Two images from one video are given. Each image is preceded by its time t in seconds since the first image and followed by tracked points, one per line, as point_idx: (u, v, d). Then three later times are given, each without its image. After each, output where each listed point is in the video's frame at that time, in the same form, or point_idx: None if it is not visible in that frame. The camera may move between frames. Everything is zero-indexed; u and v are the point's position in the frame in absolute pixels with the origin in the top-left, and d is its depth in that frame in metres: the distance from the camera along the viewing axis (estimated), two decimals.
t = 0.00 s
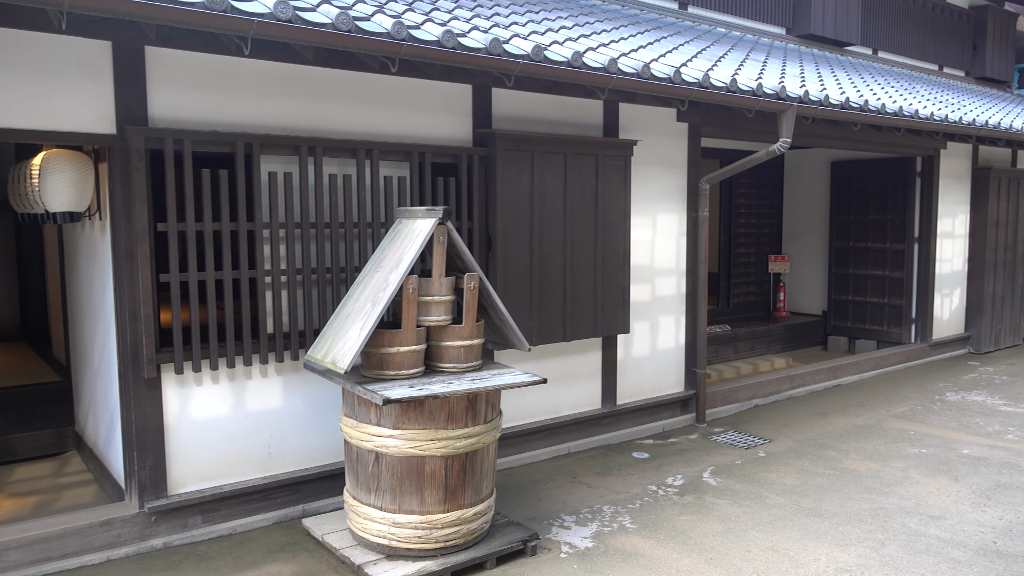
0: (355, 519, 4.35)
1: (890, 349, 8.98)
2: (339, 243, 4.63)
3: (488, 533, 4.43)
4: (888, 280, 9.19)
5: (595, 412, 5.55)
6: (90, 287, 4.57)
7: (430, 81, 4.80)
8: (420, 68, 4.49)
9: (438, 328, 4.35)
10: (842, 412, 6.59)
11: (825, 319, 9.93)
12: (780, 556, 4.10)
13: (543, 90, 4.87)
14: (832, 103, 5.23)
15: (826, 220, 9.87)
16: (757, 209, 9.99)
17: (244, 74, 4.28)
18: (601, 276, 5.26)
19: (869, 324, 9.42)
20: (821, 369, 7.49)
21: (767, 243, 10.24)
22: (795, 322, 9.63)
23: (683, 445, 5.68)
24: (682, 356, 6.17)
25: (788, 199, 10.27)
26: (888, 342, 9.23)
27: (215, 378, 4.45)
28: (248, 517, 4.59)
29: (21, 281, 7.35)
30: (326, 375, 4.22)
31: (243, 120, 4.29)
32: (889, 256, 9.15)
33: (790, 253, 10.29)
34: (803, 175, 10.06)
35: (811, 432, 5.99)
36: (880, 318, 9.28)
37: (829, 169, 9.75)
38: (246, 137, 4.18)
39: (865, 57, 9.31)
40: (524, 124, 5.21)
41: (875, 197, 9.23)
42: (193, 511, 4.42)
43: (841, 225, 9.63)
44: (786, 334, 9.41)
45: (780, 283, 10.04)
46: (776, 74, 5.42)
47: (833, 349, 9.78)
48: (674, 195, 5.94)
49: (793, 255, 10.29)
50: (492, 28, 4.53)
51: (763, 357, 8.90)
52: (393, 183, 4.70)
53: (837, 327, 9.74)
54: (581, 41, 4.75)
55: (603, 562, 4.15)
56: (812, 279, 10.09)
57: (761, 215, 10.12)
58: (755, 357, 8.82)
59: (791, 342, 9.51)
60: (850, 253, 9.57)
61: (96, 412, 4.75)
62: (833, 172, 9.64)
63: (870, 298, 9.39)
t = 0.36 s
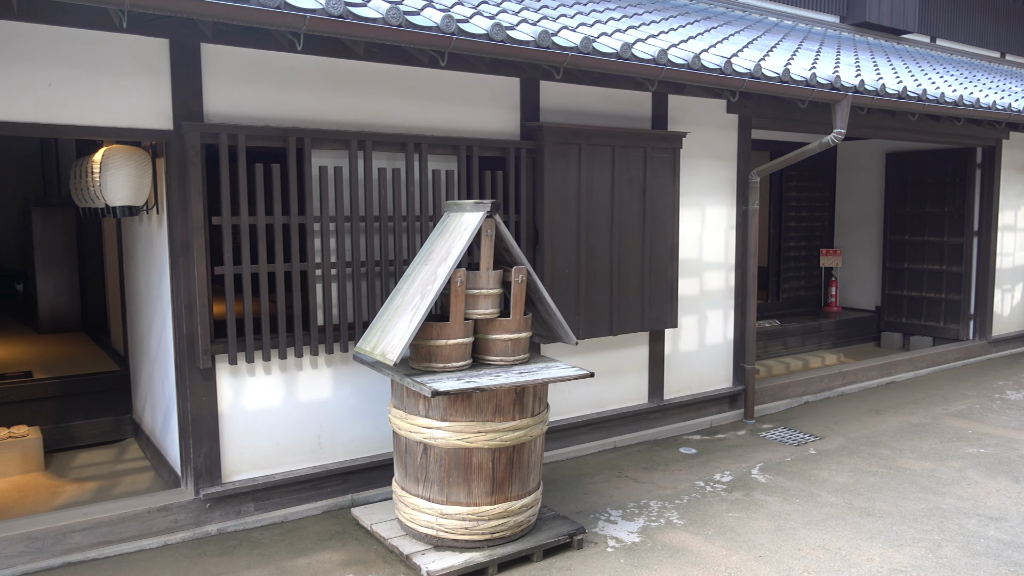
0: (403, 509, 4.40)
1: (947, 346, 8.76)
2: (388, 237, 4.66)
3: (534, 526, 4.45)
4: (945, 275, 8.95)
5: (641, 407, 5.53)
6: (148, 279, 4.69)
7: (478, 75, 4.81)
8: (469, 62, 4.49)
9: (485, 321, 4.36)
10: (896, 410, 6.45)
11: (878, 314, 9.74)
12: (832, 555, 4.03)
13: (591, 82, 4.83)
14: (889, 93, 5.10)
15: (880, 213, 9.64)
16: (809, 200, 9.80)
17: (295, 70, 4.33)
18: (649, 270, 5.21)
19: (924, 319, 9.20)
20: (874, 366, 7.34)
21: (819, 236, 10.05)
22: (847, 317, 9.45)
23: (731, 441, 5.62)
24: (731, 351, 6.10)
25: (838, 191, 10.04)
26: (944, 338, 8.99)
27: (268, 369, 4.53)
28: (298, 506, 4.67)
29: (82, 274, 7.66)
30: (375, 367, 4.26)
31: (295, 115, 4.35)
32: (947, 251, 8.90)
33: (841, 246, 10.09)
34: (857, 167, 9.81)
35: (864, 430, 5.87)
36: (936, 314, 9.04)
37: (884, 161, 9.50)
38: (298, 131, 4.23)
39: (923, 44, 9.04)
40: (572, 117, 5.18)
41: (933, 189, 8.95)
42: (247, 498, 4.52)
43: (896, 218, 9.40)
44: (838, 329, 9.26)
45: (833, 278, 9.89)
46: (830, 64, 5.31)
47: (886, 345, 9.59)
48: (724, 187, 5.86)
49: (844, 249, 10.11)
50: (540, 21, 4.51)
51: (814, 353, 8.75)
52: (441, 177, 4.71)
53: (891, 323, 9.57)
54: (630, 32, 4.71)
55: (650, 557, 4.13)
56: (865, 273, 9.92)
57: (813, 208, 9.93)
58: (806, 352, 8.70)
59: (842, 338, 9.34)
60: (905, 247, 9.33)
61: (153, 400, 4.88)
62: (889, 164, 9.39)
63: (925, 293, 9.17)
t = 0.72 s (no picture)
0: (453, 499, 4.43)
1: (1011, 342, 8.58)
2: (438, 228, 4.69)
3: (583, 518, 4.44)
4: (1009, 269, 8.73)
5: (691, 400, 5.48)
6: (205, 269, 4.80)
7: (529, 66, 4.80)
8: (521, 53, 4.49)
9: (536, 313, 4.36)
10: (956, 407, 6.27)
11: (937, 309, 9.54)
12: (889, 555, 3.94)
13: (643, 72, 4.79)
14: (952, 80, 4.95)
15: (938, 205, 9.38)
16: (865, 191, 9.50)
17: (348, 63, 4.36)
18: (700, 263, 5.15)
19: (985, 315, 9.01)
20: (933, 362, 7.15)
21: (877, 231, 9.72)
22: (904, 313, 9.24)
23: (784, 437, 5.54)
24: (783, 345, 6.01)
25: (893, 184, 9.78)
26: (1008, 334, 8.82)
27: (320, 358, 4.60)
28: (350, 493, 4.74)
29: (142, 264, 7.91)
30: (426, 357, 4.28)
31: (347, 107, 4.39)
32: (1011, 244, 8.68)
33: (899, 240, 9.85)
34: (915, 157, 9.55)
35: (923, 427, 5.73)
36: (999, 309, 8.86)
37: (944, 151, 9.25)
38: (350, 123, 4.27)
39: (986, 30, 8.73)
40: (623, 108, 5.13)
41: (996, 179, 8.72)
42: (300, 485, 4.60)
43: (957, 210, 9.14)
44: (894, 325, 9.07)
45: (889, 272, 9.66)
46: (890, 51, 5.17)
47: (945, 341, 9.41)
48: (777, 178, 5.75)
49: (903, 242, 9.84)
50: (592, 11, 4.47)
51: (870, 348, 8.57)
52: (491, 168, 4.72)
53: (950, 319, 9.39)
54: (682, 21, 4.64)
55: (702, 551, 4.10)
56: (923, 267, 9.67)
57: (869, 201, 9.60)
58: (863, 348, 8.52)
59: (899, 334, 9.16)
60: (966, 240, 9.09)
61: (209, 388, 5.00)
62: (949, 153, 9.14)
63: (987, 287, 8.96)
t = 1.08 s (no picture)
0: (505, 493, 4.44)
1: None
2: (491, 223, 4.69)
3: (635, 515, 4.40)
4: None
5: (746, 399, 5.42)
6: (263, 262, 4.89)
7: (586, 59, 4.77)
8: (576, 46, 4.46)
9: (589, 308, 4.31)
10: None
11: (1004, 308, 9.18)
12: (953, 561, 3.82)
13: (701, 64, 4.76)
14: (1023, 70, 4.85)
15: (1006, 200, 9.03)
16: (929, 185, 9.23)
17: (404, 58, 4.38)
18: (756, 259, 5.06)
19: None
20: (1000, 363, 6.90)
21: (939, 225, 9.45)
22: (969, 311, 8.94)
23: (841, 438, 5.43)
24: (842, 344, 5.88)
25: (956, 178, 9.46)
26: None
27: (374, 351, 4.65)
28: (403, 485, 4.79)
29: (202, 258, 8.15)
30: (479, 351, 4.28)
31: (403, 102, 4.41)
32: None
33: (965, 236, 9.52)
34: (983, 150, 9.20)
35: (989, 430, 5.54)
36: None
37: (1016, 144, 8.88)
38: (406, 119, 4.29)
39: None
40: (679, 101, 5.07)
41: None
42: (354, 475, 4.67)
43: None
44: (958, 324, 8.77)
45: (954, 269, 9.34)
46: (958, 41, 5.01)
47: (1013, 342, 8.93)
48: (838, 172, 5.62)
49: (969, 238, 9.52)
50: (648, 2, 4.41)
51: (932, 348, 8.32)
52: (545, 163, 4.70)
53: (1019, 318, 8.98)
54: (740, 12, 4.55)
55: (757, 552, 4.03)
56: (992, 264, 9.33)
57: (933, 194, 9.33)
58: (924, 347, 8.28)
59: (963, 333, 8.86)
60: None
61: (267, 378, 5.11)
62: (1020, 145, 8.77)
63: None
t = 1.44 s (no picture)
0: (558, 486, 4.42)
1: None
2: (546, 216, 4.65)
3: (689, 512, 4.35)
4: None
5: (804, 397, 5.34)
6: (321, 254, 4.96)
7: (643, 50, 4.71)
8: (634, 36, 4.40)
9: (644, 301, 4.27)
10: None
11: None
12: None
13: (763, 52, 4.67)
14: None
15: None
16: (999, 178, 8.87)
17: (461, 51, 4.39)
18: (817, 254, 4.95)
19: None
20: None
21: (1009, 219, 9.08)
22: None
23: (903, 438, 5.29)
24: (905, 342, 5.73)
25: None
26: None
27: (429, 342, 4.68)
28: (456, 476, 4.83)
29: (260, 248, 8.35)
30: (534, 344, 4.26)
31: (459, 95, 4.41)
32: None
33: None
34: None
35: None
36: None
37: None
38: (463, 111, 4.28)
39: None
40: (738, 92, 4.97)
41: None
42: (408, 465, 4.72)
43: None
44: None
45: None
46: None
47: None
48: (903, 165, 5.46)
49: None
50: None
51: (1000, 348, 8.02)
52: (601, 155, 4.66)
53: None
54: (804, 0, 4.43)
55: (815, 553, 3.95)
56: None
57: (1003, 187, 8.96)
58: (992, 347, 7.99)
59: None
60: None
61: (324, 368, 5.20)
62: None
63: None
